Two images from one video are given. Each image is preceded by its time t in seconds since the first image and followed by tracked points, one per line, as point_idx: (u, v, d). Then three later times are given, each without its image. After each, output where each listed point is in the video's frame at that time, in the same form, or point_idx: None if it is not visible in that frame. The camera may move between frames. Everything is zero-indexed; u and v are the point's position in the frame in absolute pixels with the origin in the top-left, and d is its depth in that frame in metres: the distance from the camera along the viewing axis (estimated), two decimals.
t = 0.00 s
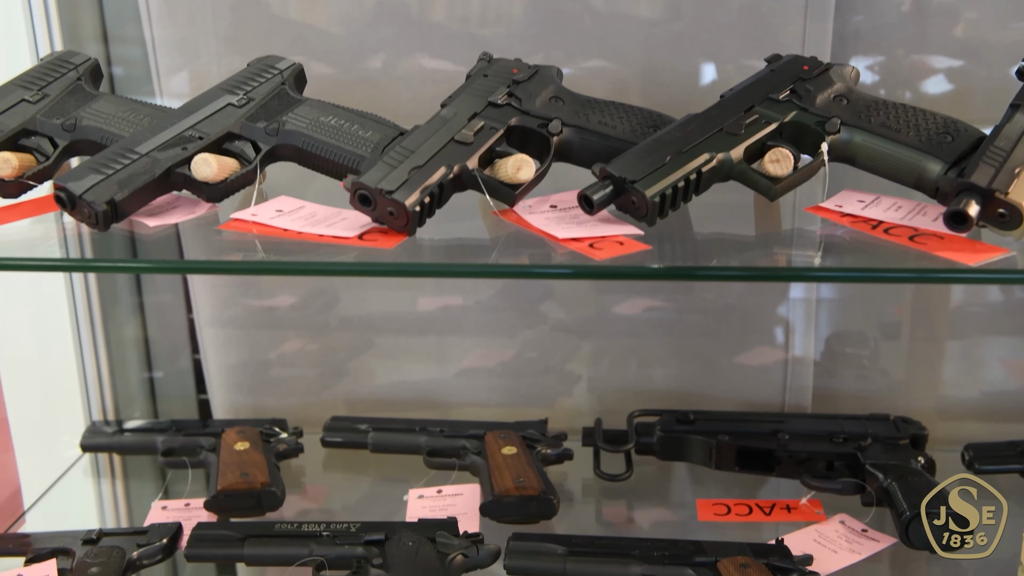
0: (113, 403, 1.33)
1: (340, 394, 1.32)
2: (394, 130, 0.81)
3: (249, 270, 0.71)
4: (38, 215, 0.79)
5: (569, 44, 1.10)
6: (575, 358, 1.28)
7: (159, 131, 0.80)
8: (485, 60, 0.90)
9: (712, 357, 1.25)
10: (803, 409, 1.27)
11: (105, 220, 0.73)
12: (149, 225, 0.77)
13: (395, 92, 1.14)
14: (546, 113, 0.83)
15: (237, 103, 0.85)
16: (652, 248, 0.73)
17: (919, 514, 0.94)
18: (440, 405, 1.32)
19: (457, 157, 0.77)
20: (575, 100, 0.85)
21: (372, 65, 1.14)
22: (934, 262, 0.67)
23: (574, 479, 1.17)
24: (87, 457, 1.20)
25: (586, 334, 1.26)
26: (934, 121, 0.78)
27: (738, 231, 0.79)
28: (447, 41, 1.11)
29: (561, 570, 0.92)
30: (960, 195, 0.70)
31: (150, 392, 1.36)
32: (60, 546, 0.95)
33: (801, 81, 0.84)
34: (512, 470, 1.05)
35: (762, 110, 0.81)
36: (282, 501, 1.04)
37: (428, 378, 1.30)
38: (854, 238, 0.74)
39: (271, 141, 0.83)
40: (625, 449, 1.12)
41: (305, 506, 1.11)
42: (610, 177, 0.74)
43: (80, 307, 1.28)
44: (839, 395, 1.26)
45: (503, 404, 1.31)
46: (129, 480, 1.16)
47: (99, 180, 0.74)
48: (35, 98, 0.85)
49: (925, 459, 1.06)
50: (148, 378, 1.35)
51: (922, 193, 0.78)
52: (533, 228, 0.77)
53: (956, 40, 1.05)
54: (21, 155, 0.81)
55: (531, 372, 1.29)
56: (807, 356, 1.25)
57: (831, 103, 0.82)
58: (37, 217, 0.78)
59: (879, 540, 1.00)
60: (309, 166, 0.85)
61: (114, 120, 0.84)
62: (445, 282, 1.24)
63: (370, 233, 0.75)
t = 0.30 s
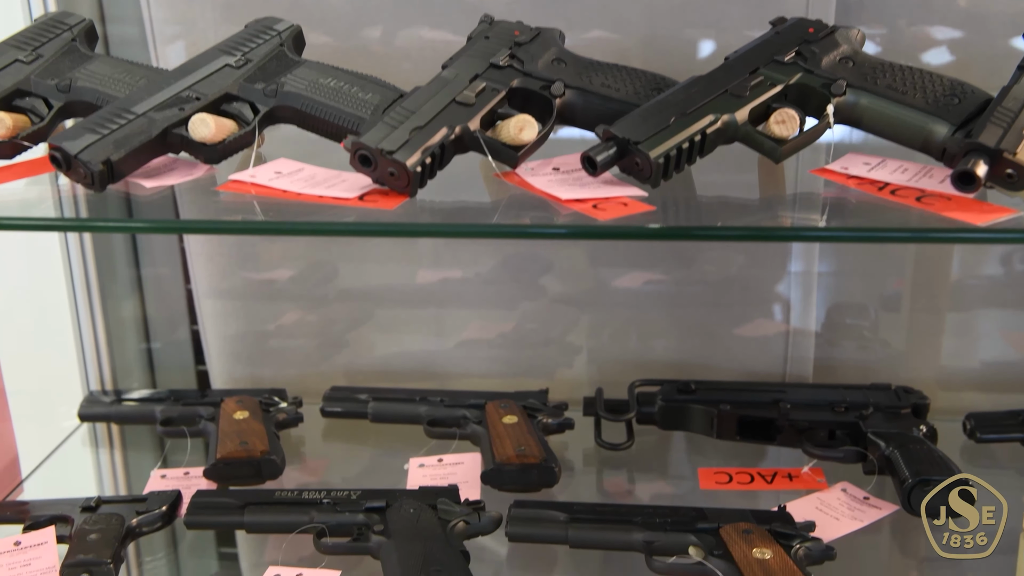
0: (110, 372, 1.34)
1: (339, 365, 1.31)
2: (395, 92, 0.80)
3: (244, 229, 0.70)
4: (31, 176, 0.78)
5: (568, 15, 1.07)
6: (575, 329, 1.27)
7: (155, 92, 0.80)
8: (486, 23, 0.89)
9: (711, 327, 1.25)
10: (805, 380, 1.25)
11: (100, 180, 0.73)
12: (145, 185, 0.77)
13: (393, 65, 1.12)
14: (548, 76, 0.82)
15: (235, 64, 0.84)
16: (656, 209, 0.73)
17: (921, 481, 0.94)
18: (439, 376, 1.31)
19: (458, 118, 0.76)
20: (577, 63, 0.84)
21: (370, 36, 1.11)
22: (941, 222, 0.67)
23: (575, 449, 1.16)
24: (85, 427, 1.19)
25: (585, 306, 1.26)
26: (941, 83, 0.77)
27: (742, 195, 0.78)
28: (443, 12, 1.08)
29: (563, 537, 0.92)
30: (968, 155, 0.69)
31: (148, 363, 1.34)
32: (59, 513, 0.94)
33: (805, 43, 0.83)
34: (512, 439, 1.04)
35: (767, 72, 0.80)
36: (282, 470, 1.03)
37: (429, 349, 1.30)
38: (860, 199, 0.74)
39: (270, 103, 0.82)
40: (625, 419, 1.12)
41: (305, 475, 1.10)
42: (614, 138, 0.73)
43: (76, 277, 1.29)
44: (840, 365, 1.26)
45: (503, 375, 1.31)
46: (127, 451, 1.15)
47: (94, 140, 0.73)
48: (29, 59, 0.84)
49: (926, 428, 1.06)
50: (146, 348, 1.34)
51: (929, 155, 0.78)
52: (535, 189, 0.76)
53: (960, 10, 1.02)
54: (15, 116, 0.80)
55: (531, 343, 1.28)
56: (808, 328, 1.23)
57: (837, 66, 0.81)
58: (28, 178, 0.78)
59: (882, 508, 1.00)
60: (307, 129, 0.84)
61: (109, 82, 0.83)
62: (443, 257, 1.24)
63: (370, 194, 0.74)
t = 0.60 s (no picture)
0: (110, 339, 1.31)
1: (338, 333, 1.30)
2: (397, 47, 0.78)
3: (242, 182, 0.69)
4: (28, 130, 0.77)
5: None
6: (578, 298, 1.26)
7: (154, 45, 0.78)
8: None
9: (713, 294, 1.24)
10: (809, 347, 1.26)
11: (99, 134, 0.71)
12: (144, 140, 0.75)
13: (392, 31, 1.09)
14: (554, 30, 0.80)
15: (235, 18, 0.82)
16: (665, 164, 0.72)
17: (928, 447, 0.93)
18: (439, 344, 1.30)
19: (462, 73, 0.74)
20: (583, 18, 0.82)
21: (369, 1, 1.06)
22: (956, 177, 0.66)
23: (577, 417, 1.16)
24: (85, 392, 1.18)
25: (587, 275, 1.24)
26: (956, 37, 0.76)
27: (751, 151, 0.77)
28: None
29: (566, 503, 0.91)
30: (984, 109, 0.68)
31: (147, 332, 1.34)
32: (60, 476, 0.93)
33: None
34: (514, 405, 1.03)
35: (777, 27, 0.79)
36: (283, 434, 1.03)
37: (430, 317, 1.28)
38: (873, 154, 0.73)
39: (270, 58, 0.80)
40: (628, 386, 1.11)
41: (305, 441, 1.09)
42: (621, 92, 0.72)
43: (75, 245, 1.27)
44: (845, 334, 1.25)
45: (505, 342, 1.30)
46: (127, 417, 1.14)
47: (93, 93, 0.71)
48: (25, 13, 0.83)
49: (933, 395, 1.05)
50: (145, 317, 1.33)
51: (943, 111, 0.76)
52: (541, 144, 0.75)
53: None
54: (12, 70, 0.79)
55: (533, 311, 1.27)
56: (813, 296, 1.23)
57: (849, 20, 0.79)
58: (26, 133, 0.77)
59: (887, 475, 0.99)
60: (308, 84, 0.83)
61: (106, 36, 0.81)
62: (443, 227, 1.23)
63: (373, 149, 0.73)
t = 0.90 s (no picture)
0: (110, 301, 1.31)
1: (340, 298, 1.29)
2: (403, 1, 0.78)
3: (240, 131, 0.68)
4: (26, 82, 0.76)
5: None
6: (582, 264, 1.25)
7: None
8: None
9: (719, 260, 1.22)
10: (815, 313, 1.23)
11: (98, 85, 0.70)
12: (144, 92, 0.74)
13: None
14: None
15: None
16: (674, 118, 0.71)
17: (935, 413, 0.92)
18: (442, 309, 1.29)
19: (469, 25, 0.73)
20: None
21: None
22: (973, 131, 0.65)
23: (580, 382, 1.15)
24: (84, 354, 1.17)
25: (591, 241, 1.23)
26: None
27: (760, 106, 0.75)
28: None
29: (569, 466, 0.90)
30: (1000, 63, 0.67)
31: (146, 293, 1.31)
32: (57, 437, 0.92)
33: None
34: (519, 369, 1.02)
35: None
36: (283, 397, 1.01)
37: (432, 281, 1.27)
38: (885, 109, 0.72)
39: (272, 9, 0.79)
40: (633, 350, 1.10)
41: (306, 405, 1.08)
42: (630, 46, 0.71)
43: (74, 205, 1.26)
44: (851, 302, 1.23)
45: (507, 308, 1.28)
46: (125, 379, 1.13)
47: (93, 42, 0.70)
48: None
49: (940, 361, 1.04)
50: (145, 279, 1.31)
51: (957, 68, 0.75)
52: (548, 98, 0.74)
53: None
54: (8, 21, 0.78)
55: (536, 277, 1.26)
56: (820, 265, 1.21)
57: None
58: (22, 83, 0.75)
59: (893, 441, 0.98)
60: (310, 37, 0.81)
61: None
62: (446, 192, 1.21)
63: (377, 102, 0.72)
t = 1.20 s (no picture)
0: (108, 264, 1.29)
1: (341, 262, 1.28)
2: None
3: (238, 81, 0.67)
4: (23, 28, 0.76)
5: None
6: (587, 229, 1.23)
7: None
8: None
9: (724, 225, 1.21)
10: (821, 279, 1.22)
11: (93, 32, 0.70)
12: (139, 40, 0.73)
13: None
14: None
15: None
16: (681, 68, 0.69)
17: (941, 375, 0.91)
18: (444, 274, 1.28)
19: None
20: None
21: None
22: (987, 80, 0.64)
23: (584, 346, 1.14)
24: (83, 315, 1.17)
25: (595, 205, 1.22)
26: None
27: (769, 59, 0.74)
28: None
29: (572, 427, 0.89)
30: (1014, 12, 0.66)
31: (146, 257, 1.31)
32: (54, 395, 0.92)
33: None
34: (522, 331, 1.01)
35: None
36: (283, 358, 1.00)
37: (435, 246, 1.26)
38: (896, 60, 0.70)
39: None
40: (637, 314, 1.09)
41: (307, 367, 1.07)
42: None
43: (72, 165, 1.24)
44: (857, 267, 1.22)
45: (510, 272, 1.27)
46: (124, 340, 1.13)
47: None
48: None
49: (947, 324, 1.03)
50: (144, 241, 1.30)
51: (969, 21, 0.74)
52: (553, 49, 0.72)
53: None
54: None
55: (539, 242, 1.25)
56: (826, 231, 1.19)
57: None
58: (19, 31, 0.75)
59: (898, 404, 0.98)
60: None
61: None
62: (448, 155, 1.20)
63: (379, 51, 0.70)
